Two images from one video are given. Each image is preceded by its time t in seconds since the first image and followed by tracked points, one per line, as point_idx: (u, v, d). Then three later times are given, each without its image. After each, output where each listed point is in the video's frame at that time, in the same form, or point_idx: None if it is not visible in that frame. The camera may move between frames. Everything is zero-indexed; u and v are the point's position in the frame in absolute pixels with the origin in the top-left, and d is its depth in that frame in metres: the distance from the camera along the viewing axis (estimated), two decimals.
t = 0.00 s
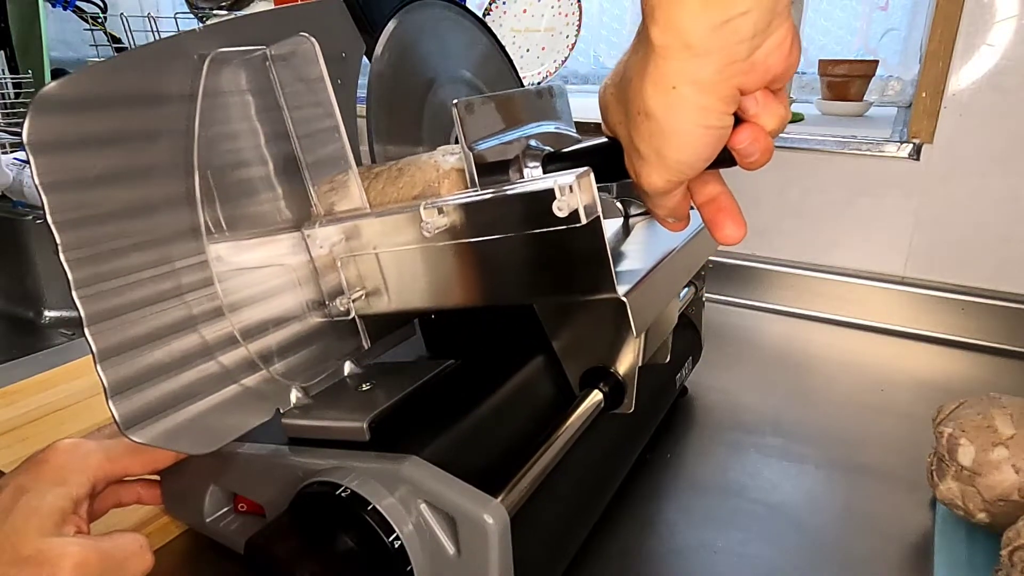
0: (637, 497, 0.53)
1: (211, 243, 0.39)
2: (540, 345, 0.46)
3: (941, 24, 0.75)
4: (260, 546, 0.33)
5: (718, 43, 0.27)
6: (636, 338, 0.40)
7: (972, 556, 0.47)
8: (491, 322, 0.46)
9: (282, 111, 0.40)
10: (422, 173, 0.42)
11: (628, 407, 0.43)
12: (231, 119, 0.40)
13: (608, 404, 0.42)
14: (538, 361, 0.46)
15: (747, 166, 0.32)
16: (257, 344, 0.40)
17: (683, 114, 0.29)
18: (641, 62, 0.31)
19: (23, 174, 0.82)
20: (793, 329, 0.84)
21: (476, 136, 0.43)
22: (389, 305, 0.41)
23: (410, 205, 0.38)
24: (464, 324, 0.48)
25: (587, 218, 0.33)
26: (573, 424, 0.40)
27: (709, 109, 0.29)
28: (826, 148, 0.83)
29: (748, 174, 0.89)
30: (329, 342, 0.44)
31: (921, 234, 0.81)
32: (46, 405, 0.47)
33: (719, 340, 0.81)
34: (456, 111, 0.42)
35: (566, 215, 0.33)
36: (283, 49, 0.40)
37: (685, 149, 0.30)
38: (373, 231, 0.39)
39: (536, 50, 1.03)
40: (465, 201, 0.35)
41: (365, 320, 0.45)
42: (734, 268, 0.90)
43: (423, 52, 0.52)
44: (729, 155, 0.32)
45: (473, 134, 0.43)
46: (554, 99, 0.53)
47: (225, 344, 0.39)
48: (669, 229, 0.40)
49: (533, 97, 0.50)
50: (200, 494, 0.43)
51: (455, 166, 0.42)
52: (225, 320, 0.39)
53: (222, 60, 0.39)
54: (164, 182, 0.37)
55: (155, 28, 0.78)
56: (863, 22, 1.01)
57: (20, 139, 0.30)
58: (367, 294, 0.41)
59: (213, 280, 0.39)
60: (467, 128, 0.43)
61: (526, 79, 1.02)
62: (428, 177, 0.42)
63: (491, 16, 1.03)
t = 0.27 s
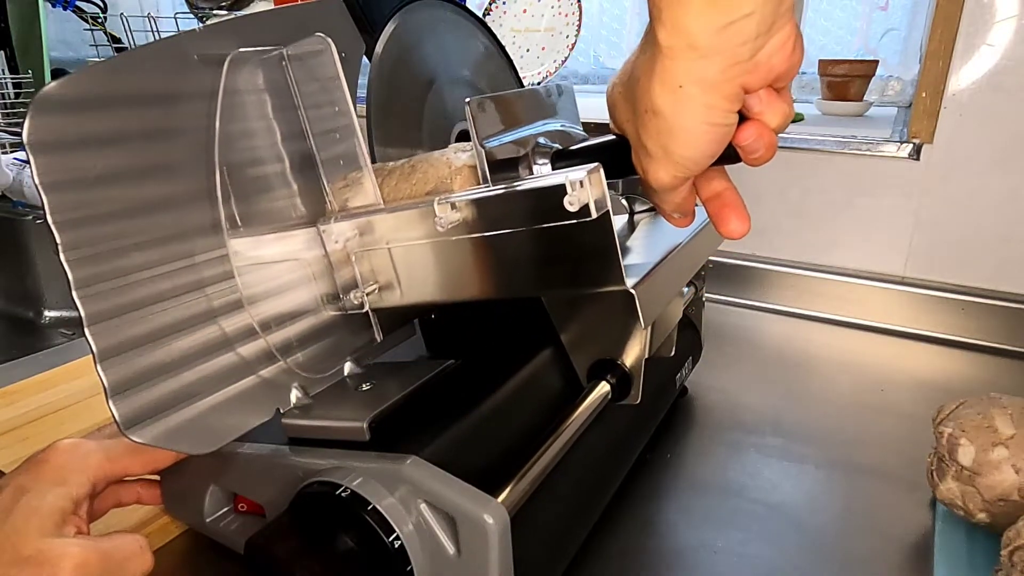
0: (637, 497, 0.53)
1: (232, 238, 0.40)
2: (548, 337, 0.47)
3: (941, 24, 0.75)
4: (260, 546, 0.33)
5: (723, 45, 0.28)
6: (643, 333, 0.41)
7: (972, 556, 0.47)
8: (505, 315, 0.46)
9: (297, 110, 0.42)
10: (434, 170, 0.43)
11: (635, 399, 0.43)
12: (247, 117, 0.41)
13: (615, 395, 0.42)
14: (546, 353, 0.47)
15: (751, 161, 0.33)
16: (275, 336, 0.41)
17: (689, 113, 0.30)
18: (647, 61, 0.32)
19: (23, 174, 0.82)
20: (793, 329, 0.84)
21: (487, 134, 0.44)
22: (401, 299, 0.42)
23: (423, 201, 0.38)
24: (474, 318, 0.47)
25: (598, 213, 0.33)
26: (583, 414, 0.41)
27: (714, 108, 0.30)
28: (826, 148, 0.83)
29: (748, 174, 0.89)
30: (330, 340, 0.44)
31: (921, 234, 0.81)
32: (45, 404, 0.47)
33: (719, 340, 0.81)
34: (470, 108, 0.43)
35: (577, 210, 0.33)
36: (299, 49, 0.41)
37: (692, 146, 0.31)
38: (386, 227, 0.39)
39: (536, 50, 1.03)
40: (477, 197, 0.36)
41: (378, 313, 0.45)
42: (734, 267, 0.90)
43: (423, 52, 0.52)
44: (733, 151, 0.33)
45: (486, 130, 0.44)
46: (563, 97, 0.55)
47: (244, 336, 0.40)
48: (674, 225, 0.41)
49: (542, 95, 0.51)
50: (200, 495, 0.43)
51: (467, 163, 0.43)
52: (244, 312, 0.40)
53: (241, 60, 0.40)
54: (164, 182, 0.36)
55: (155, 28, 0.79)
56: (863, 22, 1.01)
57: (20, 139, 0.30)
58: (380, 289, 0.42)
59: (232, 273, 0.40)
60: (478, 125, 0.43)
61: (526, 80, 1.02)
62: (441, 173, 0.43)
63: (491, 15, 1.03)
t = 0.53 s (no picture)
0: (637, 497, 0.53)
1: (249, 233, 0.41)
2: (556, 331, 0.48)
3: (941, 24, 0.75)
4: (260, 546, 0.33)
5: (728, 45, 0.28)
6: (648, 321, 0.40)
7: (972, 556, 0.47)
8: (518, 311, 0.49)
9: (311, 109, 0.42)
10: (445, 167, 0.44)
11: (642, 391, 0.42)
12: (248, 117, 0.41)
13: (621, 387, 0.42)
14: (554, 346, 0.48)
15: (754, 157, 0.34)
16: (291, 329, 0.42)
17: (695, 111, 0.30)
18: (653, 60, 0.32)
19: (23, 174, 0.82)
20: (793, 329, 0.84)
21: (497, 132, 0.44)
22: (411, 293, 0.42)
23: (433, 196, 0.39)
24: (489, 312, 0.49)
25: (606, 208, 0.33)
26: (589, 407, 0.40)
27: (719, 106, 0.30)
28: (826, 148, 0.83)
29: (748, 174, 0.89)
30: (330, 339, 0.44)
31: (921, 234, 0.81)
32: (46, 404, 0.47)
33: (719, 340, 0.81)
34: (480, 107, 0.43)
35: (585, 205, 0.34)
36: (314, 49, 0.42)
37: (698, 143, 0.31)
38: (398, 222, 0.40)
39: (536, 50, 1.03)
40: (488, 192, 0.36)
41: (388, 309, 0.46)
42: (734, 267, 0.90)
43: (424, 52, 0.52)
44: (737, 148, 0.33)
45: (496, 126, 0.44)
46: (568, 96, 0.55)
47: (260, 329, 0.41)
48: (679, 222, 0.41)
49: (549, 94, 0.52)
50: (200, 495, 0.43)
51: (477, 160, 0.44)
52: (261, 306, 0.41)
53: (257, 60, 0.41)
54: (165, 182, 0.36)
55: (154, 28, 0.78)
56: (863, 22, 1.01)
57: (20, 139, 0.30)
58: (391, 283, 0.43)
59: (250, 268, 0.41)
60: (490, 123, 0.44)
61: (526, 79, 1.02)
62: (451, 170, 0.43)
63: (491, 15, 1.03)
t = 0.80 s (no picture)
0: (637, 497, 0.53)
1: (272, 226, 0.41)
2: (564, 324, 0.49)
3: (941, 24, 0.75)
4: (261, 546, 0.33)
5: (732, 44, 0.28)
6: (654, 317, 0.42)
7: (972, 556, 0.47)
8: (529, 306, 0.49)
9: (329, 107, 0.43)
10: (458, 162, 0.44)
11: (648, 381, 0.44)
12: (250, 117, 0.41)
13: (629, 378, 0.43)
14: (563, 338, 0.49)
15: (758, 153, 0.34)
16: (311, 320, 0.43)
17: (701, 108, 0.31)
18: (659, 57, 0.32)
19: (23, 174, 0.82)
20: (793, 329, 0.84)
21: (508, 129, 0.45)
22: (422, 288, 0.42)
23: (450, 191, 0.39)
24: (495, 309, 0.49)
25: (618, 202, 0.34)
26: (597, 398, 0.42)
27: (724, 103, 0.30)
28: (826, 148, 0.83)
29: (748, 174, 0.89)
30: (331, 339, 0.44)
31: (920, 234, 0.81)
32: (47, 403, 0.47)
33: (720, 340, 0.81)
34: (495, 104, 0.44)
35: (598, 198, 0.34)
36: (333, 49, 0.42)
37: (703, 139, 0.32)
38: (412, 216, 0.40)
39: (536, 50, 1.03)
40: (501, 187, 0.36)
41: (404, 303, 0.46)
42: (734, 267, 0.90)
43: (423, 52, 0.51)
44: (742, 144, 0.34)
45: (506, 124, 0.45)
46: (573, 94, 0.56)
47: (281, 320, 0.41)
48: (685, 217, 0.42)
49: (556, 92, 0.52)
50: (200, 495, 0.43)
51: (490, 156, 0.44)
52: (282, 298, 0.41)
53: (276, 60, 0.42)
54: (166, 182, 0.36)
55: (154, 28, 0.78)
56: (863, 22, 1.01)
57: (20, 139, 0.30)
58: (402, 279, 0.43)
59: (271, 260, 0.41)
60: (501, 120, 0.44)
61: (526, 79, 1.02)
62: (465, 166, 0.43)
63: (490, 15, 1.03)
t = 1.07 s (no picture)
0: (636, 497, 0.53)
1: (293, 220, 0.43)
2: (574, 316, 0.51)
3: (941, 24, 0.75)
4: (261, 547, 0.33)
5: (736, 43, 0.29)
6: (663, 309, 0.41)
7: (972, 556, 0.47)
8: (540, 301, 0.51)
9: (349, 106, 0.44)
10: (472, 159, 0.44)
11: (655, 371, 0.45)
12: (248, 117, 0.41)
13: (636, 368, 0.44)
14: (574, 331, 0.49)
15: (762, 150, 0.35)
16: (332, 310, 0.45)
17: (706, 105, 0.32)
18: (666, 57, 0.33)
19: (23, 174, 0.82)
20: (793, 329, 0.84)
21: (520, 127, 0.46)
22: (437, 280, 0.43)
23: (463, 186, 0.40)
24: (499, 307, 0.49)
25: (629, 196, 0.35)
26: (604, 390, 0.42)
27: (728, 100, 0.31)
28: (825, 148, 0.83)
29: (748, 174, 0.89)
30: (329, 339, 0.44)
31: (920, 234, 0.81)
32: (46, 404, 0.47)
33: (720, 340, 0.81)
34: (507, 102, 0.45)
35: (609, 192, 0.35)
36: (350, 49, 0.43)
37: (708, 135, 0.33)
38: (428, 211, 0.41)
39: (536, 50, 1.03)
40: (515, 181, 0.37)
41: (417, 294, 0.48)
42: (733, 267, 0.90)
43: (423, 51, 0.51)
44: (747, 141, 0.35)
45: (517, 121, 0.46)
46: (582, 93, 0.58)
47: (303, 310, 0.43)
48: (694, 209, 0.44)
49: (566, 91, 0.54)
50: (200, 495, 0.43)
51: (503, 153, 0.44)
52: (303, 289, 0.43)
53: (297, 60, 0.43)
54: (166, 182, 0.36)
55: (154, 28, 0.78)
56: (863, 22, 1.01)
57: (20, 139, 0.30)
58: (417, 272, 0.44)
59: (293, 253, 0.43)
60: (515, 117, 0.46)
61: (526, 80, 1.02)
62: (478, 162, 0.43)
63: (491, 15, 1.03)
